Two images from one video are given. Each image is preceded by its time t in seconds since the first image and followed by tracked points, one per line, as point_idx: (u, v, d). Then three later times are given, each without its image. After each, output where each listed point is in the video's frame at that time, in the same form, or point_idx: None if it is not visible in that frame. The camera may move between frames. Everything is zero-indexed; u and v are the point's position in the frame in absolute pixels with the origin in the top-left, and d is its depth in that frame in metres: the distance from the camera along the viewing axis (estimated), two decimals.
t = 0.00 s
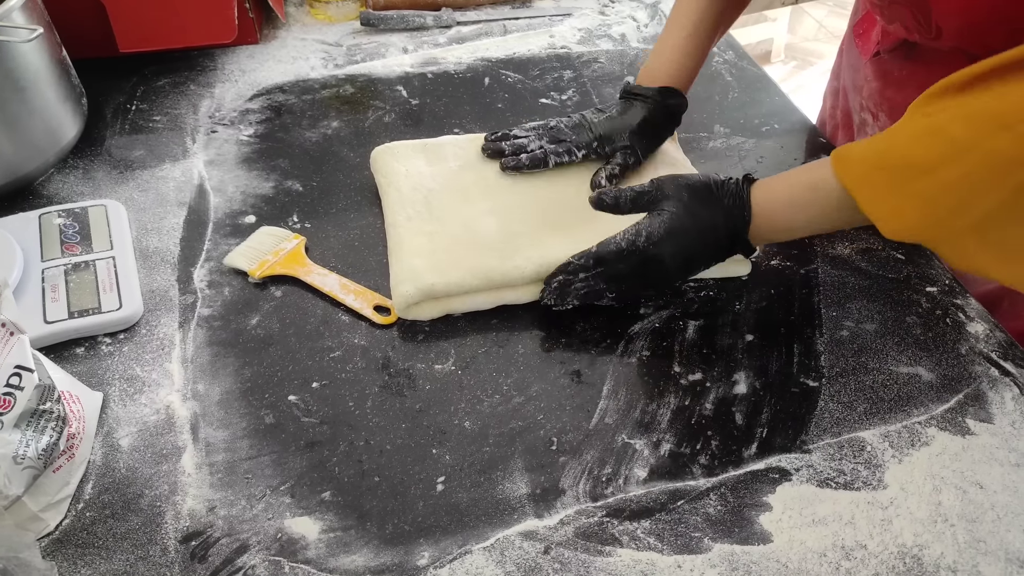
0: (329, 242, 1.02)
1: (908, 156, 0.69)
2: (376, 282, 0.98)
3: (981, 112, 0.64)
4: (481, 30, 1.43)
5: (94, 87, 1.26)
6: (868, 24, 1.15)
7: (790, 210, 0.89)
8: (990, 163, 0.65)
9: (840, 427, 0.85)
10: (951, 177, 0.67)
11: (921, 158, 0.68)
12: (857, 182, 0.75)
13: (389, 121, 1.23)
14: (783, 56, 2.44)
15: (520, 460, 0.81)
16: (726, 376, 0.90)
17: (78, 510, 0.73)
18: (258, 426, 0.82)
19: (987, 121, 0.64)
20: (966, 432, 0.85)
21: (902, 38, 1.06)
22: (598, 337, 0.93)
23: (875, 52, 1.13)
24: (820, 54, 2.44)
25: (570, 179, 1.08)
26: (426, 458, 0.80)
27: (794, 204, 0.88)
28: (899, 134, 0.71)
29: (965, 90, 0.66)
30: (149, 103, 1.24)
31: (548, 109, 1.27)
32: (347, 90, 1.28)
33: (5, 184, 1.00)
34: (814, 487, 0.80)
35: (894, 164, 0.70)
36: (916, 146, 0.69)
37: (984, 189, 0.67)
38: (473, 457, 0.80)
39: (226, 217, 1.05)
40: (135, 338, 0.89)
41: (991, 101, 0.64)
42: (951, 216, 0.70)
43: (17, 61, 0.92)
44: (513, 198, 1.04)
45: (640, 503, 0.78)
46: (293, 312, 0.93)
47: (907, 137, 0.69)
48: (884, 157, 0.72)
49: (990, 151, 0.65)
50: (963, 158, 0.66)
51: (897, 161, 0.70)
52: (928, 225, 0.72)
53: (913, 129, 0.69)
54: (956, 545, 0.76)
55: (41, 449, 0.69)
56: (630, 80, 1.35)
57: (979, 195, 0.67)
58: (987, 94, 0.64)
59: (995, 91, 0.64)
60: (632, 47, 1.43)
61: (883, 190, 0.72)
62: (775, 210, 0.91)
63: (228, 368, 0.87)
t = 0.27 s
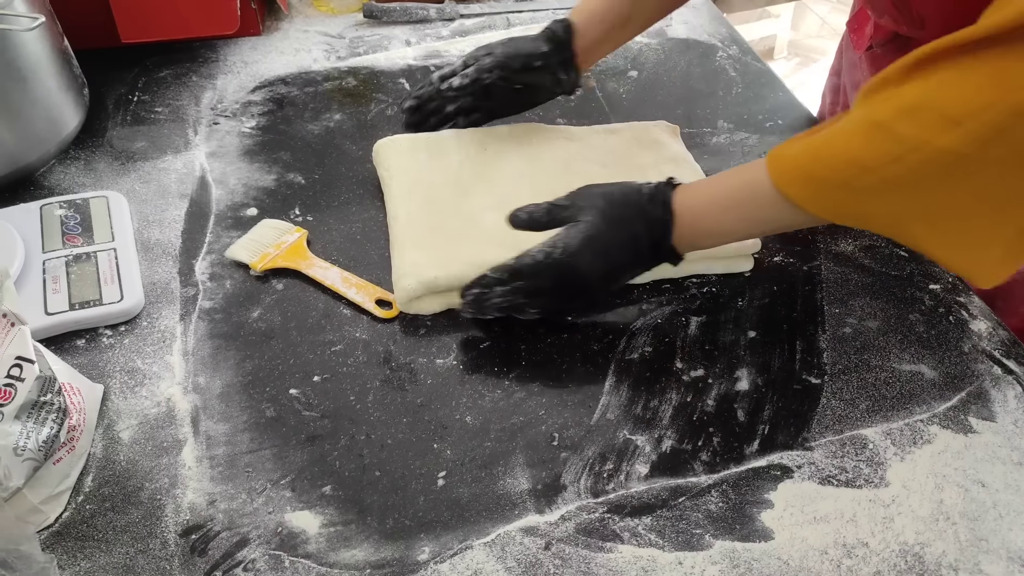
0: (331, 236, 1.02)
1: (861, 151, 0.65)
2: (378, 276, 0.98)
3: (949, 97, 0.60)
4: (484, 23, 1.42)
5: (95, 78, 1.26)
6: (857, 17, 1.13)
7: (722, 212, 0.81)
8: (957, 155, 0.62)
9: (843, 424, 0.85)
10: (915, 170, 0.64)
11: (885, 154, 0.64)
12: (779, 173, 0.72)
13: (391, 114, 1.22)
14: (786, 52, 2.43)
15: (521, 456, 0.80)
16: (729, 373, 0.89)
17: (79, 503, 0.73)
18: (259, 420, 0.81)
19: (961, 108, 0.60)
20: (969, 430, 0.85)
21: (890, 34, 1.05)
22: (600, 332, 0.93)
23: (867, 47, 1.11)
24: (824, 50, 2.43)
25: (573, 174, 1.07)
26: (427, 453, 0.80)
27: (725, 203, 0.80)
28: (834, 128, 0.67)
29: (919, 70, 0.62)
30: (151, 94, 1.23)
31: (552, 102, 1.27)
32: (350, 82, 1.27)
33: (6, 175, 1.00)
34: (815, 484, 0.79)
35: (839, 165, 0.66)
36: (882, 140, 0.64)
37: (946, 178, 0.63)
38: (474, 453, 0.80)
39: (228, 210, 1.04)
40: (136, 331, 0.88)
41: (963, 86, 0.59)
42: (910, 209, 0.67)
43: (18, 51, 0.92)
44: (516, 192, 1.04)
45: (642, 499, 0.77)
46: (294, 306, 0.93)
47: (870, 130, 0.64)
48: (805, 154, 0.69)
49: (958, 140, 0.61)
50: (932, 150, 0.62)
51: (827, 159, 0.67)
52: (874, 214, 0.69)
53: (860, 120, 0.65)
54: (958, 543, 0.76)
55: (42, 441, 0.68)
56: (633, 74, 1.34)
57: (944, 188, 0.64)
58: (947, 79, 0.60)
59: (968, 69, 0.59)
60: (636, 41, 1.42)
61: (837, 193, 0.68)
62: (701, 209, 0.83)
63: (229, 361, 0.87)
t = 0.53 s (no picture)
0: (330, 241, 1.02)
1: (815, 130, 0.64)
2: (378, 281, 0.98)
3: (894, 72, 0.60)
4: (482, 30, 1.43)
5: (95, 87, 1.26)
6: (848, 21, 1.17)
7: (659, 220, 0.81)
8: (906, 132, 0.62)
9: (843, 425, 0.85)
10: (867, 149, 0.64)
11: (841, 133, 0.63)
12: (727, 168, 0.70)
13: (390, 120, 1.23)
14: (783, 56, 2.44)
15: (523, 458, 0.80)
16: (729, 374, 0.89)
17: (80, 509, 0.73)
18: (261, 425, 0.81)
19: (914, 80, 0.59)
20: (970, 429, 0.85)
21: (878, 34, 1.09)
22: (600, 335, 0.93)
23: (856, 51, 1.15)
24: (821, 55, 2.44)
25: (572, 180, 1.08)
26: (429, 457, 0.80)
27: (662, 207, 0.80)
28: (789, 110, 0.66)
29: (874, 41, 0.63)
30: (151, 103, 1.24)
31: (550, 108, 1.27)
32: (349, 89, 1.28)
33: (7, 184, 1.00)
34: (817, 485, 0.79)
35: (793, 147, 0.65)
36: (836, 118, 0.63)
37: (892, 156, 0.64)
38: (476, 456, 0.80)
39: (228, 216, 1.05)
40: (137, 338, 0.88)
41: (919, 57, 0.59)
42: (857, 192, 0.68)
43: (18, 62, 0.92)
44: (516, 198, 1.04)
45: (643, 501, 0.77)
46: (295, 311, 0.93)
47: (822, 108, 0.64)
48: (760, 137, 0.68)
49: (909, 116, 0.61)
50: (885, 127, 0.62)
51: (778, 143, 0.66)
52: (822, 202, 0.68)
53: (814, 101, 0.64)
54: (961, 542, 0.76)
55: (43, 449, 0.69)
56: (631, 79, 1.35)
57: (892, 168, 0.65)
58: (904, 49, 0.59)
59: (918, 36, 0.60)
60: (634, 46, 1.42)
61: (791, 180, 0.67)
62: (636, 215, 0.84)
63: (230, 367, 0.87)
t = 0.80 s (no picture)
0: (325, 230, 1.02)
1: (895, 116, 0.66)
2: (373, 270, 0.97)
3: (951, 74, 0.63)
4: (479, 16, 1.41)
5: (87, 73, 1.25)
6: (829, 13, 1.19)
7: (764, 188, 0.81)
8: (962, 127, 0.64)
9: (837, 416, 0.85)
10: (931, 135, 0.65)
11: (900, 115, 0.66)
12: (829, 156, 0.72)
13: (386, 108, 1.22)
14: (782, 45, 2.42)
15: (517, 449, 0.80)
16: (724, 365, 0.89)
17: (75, 498, 0.73)
18: (255, 415, 0.81)
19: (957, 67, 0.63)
20: (963, 420, 0.85)
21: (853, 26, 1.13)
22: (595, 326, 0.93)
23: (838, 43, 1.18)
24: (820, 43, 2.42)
25: (567, 167, 1.07)
26: (424, 447, 0.80)
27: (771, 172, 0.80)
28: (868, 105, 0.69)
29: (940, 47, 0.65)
30: (143, 89, 1.23)
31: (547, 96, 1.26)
32: (344, 76, 1.27)
33: None
34: (810, 476, 0.80)
35: (884, 130, 0.66)
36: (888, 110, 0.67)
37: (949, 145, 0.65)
38: (471, 446, 0.80)
39: (222, 205, 1.04)
40: (131, 327, 0.88)
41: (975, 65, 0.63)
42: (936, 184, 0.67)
43: (9, 45, 0.91)
44: (512, 185, 1.03)
45: (638, 492, 0.78)
46: (289, 301, 0.92)
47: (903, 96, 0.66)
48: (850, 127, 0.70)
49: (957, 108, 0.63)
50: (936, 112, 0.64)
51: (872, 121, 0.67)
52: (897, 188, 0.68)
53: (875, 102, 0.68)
54: (952, 533, 0.76)
55: (37, 438, 0.68)
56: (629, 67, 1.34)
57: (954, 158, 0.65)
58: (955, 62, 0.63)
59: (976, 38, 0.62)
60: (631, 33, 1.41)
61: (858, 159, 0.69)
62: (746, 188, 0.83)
63: (224, 356, 0.86)
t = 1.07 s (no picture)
0: (319, 239, 1.01)
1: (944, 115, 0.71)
2: (367, 279, 0.97)
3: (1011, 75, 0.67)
4: (472, 26, 1.42)
5: (80, 83, 1.24)
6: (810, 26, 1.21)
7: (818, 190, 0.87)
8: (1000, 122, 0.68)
9: (833, 423, 0.85)
10: (974, 141, 0.69)
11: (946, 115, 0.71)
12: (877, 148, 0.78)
13: (379, 117, 1.22)
14: (774, 53, 2.44)
15: (513, 458, 0.80)
16: (719, 373, 0.89)
17: (65, 511, 0.72)
18: (248, 425, 0.81)
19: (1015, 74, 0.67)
20: (958, 427, 0.85)
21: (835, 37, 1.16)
22: (590, 334, 0.93)
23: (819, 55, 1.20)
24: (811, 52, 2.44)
25: (560, 174, 1.07)
26: (419, 457, 0.79)
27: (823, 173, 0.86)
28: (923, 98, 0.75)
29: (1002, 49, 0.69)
30: (136, 99, 1.22)
31: (540, 105, 1.27)
32: (338, 85, 1.27)
33: None
34: (807, 483, 0.80)
35: (935, 128, 0.71)
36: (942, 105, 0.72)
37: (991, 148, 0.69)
38: (465, 455, 0.80)
39: (215, 214, 1.03)
40: (123, 337, 0.87)
41: None
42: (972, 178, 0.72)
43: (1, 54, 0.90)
44: (505, 192, 1.03)
45: (634, 500, 0.77)
46: (283, 310, 0.92)
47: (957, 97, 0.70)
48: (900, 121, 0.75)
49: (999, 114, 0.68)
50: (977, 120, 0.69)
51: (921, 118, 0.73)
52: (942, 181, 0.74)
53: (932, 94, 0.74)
54: (949, 540, 0.76)
55: (27, 449, 0.67)
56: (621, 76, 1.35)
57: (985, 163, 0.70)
58: (997, 70, 0.69)
59: None
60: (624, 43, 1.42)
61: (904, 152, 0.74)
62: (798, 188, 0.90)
63: (217, 366, 0.86)
